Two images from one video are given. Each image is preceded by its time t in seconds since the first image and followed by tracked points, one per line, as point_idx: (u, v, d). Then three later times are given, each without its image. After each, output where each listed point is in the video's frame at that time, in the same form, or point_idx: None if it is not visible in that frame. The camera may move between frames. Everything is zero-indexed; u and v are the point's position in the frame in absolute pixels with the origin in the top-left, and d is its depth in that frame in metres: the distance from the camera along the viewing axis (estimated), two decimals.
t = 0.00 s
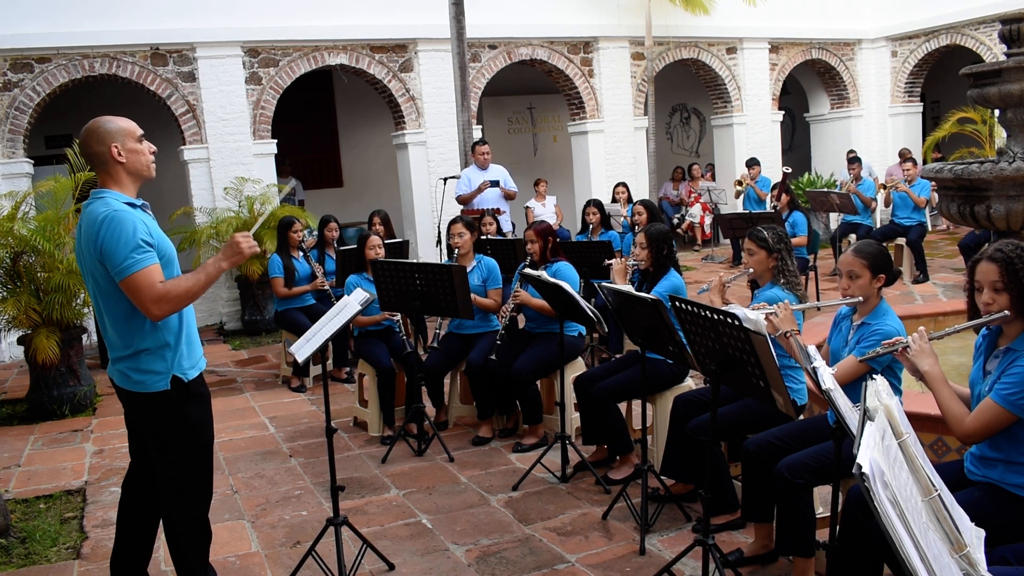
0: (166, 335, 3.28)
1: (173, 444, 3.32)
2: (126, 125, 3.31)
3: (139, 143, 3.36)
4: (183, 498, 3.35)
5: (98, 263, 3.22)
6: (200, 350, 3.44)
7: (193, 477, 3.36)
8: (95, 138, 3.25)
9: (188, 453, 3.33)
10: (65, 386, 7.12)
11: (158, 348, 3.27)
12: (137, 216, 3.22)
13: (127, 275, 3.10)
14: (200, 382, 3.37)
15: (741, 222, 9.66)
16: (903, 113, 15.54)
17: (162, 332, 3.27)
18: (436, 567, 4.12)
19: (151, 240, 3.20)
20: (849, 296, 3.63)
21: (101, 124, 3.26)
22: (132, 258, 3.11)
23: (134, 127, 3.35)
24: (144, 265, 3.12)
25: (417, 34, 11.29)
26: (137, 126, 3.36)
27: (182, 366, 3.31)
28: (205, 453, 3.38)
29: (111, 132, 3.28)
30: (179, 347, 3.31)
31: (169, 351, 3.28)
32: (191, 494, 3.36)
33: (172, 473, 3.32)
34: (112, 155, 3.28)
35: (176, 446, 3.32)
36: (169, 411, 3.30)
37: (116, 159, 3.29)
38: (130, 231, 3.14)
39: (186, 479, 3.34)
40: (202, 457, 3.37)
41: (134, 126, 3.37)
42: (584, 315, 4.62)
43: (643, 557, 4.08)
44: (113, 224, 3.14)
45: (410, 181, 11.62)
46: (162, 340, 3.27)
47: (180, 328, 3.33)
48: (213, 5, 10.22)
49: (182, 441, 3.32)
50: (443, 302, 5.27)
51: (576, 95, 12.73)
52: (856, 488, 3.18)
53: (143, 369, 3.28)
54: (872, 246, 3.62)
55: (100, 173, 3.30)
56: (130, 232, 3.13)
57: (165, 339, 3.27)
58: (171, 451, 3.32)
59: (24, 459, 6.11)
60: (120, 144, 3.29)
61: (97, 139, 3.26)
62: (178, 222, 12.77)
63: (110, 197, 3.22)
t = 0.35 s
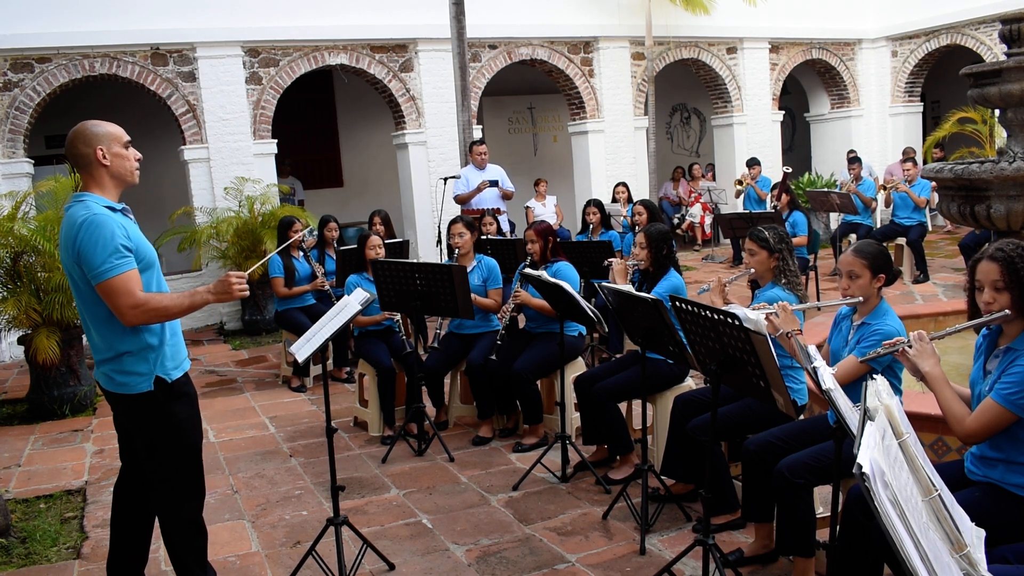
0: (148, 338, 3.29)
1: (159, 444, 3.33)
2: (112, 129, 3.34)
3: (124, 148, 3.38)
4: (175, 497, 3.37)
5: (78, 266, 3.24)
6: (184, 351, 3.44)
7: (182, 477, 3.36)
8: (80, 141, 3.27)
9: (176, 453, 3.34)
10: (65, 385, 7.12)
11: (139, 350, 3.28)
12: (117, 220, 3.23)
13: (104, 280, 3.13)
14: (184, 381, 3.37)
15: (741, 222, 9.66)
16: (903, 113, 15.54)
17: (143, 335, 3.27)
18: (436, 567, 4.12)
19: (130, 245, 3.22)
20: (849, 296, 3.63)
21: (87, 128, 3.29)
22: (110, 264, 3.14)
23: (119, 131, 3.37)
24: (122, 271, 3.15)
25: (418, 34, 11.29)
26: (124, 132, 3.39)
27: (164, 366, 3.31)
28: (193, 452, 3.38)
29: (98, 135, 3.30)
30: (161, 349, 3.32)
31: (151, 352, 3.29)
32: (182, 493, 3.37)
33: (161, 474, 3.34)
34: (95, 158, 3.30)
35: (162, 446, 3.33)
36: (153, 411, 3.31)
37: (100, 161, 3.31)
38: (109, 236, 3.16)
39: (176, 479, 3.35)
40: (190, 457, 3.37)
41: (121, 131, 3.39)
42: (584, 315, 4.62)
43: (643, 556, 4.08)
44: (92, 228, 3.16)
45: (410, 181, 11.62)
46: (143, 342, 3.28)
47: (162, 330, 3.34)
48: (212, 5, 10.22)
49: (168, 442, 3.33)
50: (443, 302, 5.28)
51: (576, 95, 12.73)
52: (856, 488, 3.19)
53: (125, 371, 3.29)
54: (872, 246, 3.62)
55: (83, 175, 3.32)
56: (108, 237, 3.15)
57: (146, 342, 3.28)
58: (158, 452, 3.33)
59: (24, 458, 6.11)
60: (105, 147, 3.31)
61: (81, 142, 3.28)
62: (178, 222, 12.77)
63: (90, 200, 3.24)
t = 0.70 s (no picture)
0: (123, 339, 3.29)
1: (138, 446, 3.34)
2: (96, 129, 3.33)
3: (108, 149, 3.38)
4: (161, 497, 3.38)
5: (58, 264, 3.24)
6: (161, 352, 3.44)
7: (164, 477, 3.36)
8: (62, 141, 3.28)
9: (156, 453, 3.34)
10: (64, 386, 7.12)
11: (114, 351, 3.28)
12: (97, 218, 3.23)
13: (84, 274, 3.13)
14: (162, 382, 3.36)
15: (741, 222, 9.65)
16: (903, 113, 15.54)
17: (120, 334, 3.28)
18: (436, 567, 4.12)
19: (109, 241, 3.22)
20: (848, 295, 3.63)
21: (72, 127, 3.29)
22: (90, 257, 3.13)
23: (103, 131, 3.37)
24: (102, 264, 3.14)
25: (418, 34, 11.29)
26: (108, 132, 3.38)
27: (139, 368, 3.31)
28: (175, 450, 3.39)
29: (81, 135, 3.30)
30: (137, 349, 3.32)
31: (126, 353, 3.29)
32: (169, 493, 3.37)
33: (144, 474, 3.35)
34: (78, 158, 3.30)
35: (142, 446, 3.33)
36: (130, 412, 3.31)
37: (82, 162, 3.31)
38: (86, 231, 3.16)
39: (160, 479, 3.35)
40: (170, 457, 3.36)
41: (106, 132, 3.39)
42: (584, 315, 4.62)
43: (643, 557, 4.08)
44: (69, 225, 3.16)
45: (410, 181, 11.62)
46: (118, 342, 3.28)
47: (139, 330, 3.34)
48: (212, 5, 10.22)
49: (148, 443, 3.33)
50: (443, 302, 5.27)
51: (576, 95, 12.74)
52: (856, 487, 3.19)
53: (101, 371, 3.29)
54: (872, 245, 3.62)
55: (65, 174, 3.32)
56: (87, 233, 3.15)
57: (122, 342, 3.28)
58: (139, 454, 3.34)
59: (23, 458, 6.11)
60: (87, 147, 3.31)
61: (62, 141, 3.29)
62: (178, 222, 12.78)
63: (70, 200, 3.25)
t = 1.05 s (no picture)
0: (110, 340, 3.29)
1: (129, 445, 3.33)
2: (90, 133, 3.34)
3: (100, 153, 3.39)
4: (153, 497, 3.38)
5: (43, 264, 3.25)
6: (148, 353, 3.44)
7: (155, 478, 3.36)
8: (56, 141, 3.27)
9: (146, 453, 3.34)
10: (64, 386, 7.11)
11: (100, 352, 3.28)
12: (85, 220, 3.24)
13: (70, 276, 3.13)
14: (149, 383, 3.36)
15: (741, 222, 9.65)
16: (903, 113, 15.54)
17: (106, 336, 3.28)
18: (435, 567, 4.12)
19: (96, 245, 3.23)
20: (848, 295, 3.63)
21: (66, 128, 3.28)
22: (76, 260, 3.14)
23: (97, 135, 3.37)
24: (88, 267, 3.14)
25: (418, 34, 11.30)
26: (102, 137, 3.39)
27: (126, 369, 3.30)
28: (166, 449, 3.38)
29: (75, 137, 3.30)
30: (124, 350, 3.31)
31: (113, 355, 3.29)
32: (161, 492, 3.37)
33: (136, 474, 3.35)
34: (68, 159, 3.30)
35: (133, 445, 3.33)
36: (118, 413, 3.31)
37: (73, 163, 3.31)
38: (74, 234, 3.16)
39: (152, 479, 3.35)
40: (160, 457, 3.35)
41: (99, 136, 3.39)
42: (584, 315, 4.62)
43: (643, 557, 4.08)
44: (57, 226, 3.16)
45: (410, 182, 11.62)
46: (105, 344, 3.28)
47: (125, 331, 3.34)
48: (212, 5, 10.22)
49: (137, 443, 3.33)
50: (443, 302, 5.27)
51: (576, 95, 12.74)
52: (856, 487, 3.19)
53: (88, 373, 3.29)
54: (872, 245, 3.62)
55: (54, 174, 3.32)
56: (74, 235, 3.16)
57: (109, 343, 3.28)
58: (128, 454, 3.34)
59: (23, 458, 6.10)
60: (80, 149, 3.31)
61: (54, 141, 3.28)
62: (178, 222, 12.78)
63: (58, 201, 3.25)
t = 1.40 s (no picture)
0: (103, 340, 3.28)
1: (121, 445, 3.34)
2: (91, 136, 3.34)
3: (98, 157, 3.38)
4: (147, 497, 3.39)
5: (36, 265, 3.25)
6: (142, 353, 3.43)
7: (149, 478, 3.36)
8: (54, 141, 3.28)
9: (140, 453, 3.35)
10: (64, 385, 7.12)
11: (93, 352, 3.28)
12: (79, 222, 3.24)
13: (61, 278, 3.14)
14: (142, 382, 3.37)
15: (741, 222, 9.65)
16: (903, 113, 15.54)
17: (98, 337, 3.27)
18: (435, 567, 4.12)
19: (89, 246, 3.23)
20: (849, 295, 3.63)
21: (66, 129, 3.29)
22: (68, 262, 3.14)
23: (97, 139, 3.37)
24: (79, 269, 3.15)
25: (418, 34, 11.30)
26: (103, 141, 3.38)
27: (119, 369, 3.30)
28: (159, 449, 3.39)
29: (74, 138, 3.31)
30: (117, 350, 3.31)
31: (106, 355, 3.28)
32: (156, 492, 3.38)
33: (129, 474, 3.36)
34: (64, 159, 3.31)
35: (125, 445, 3.34)
36: (111, 412, 3.31)
37: (68, 164, 3.32)
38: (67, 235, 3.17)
39: (146, 479, 3.36)
40: (153, 456, 3.36)
41: (100, 140, 3.39)
42: (584, 315, 4.62)
43: (643, 557, 4.08)
44: (49, 227, 3.17)
45: (410, 182, 11.63)
46: (97, 345, 3.28)
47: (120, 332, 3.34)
48: (211, 5, 10.21)
49: (131, 443, 3.34)
50: (443, 302, 5.27)
51: (576, 95, 12.74)
52: (856, 487, 3.19)
53: (81, 374, 3.29)
54: (873, 245, 3.61)
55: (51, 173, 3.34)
56: (66, 237, 3.16)
57: (101, 344, 3.28)
58: (123, 454, 3.34)
59: (23, 458, 6.10)
60: (77, 150, 3.32)
61: (52, 141, 3.29)
62: (178, 223, 12.78)
63: (52, 200, 3.25)
